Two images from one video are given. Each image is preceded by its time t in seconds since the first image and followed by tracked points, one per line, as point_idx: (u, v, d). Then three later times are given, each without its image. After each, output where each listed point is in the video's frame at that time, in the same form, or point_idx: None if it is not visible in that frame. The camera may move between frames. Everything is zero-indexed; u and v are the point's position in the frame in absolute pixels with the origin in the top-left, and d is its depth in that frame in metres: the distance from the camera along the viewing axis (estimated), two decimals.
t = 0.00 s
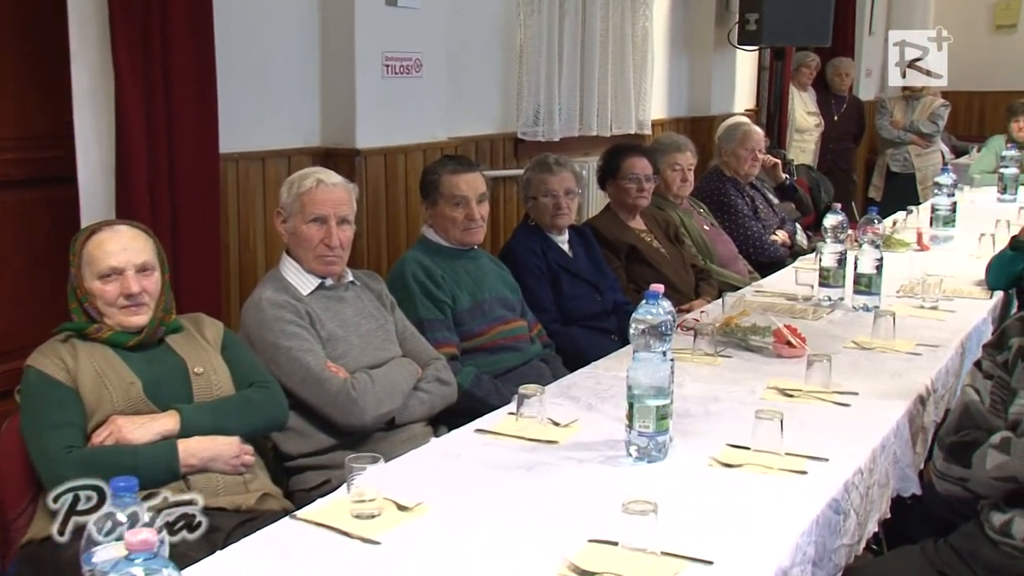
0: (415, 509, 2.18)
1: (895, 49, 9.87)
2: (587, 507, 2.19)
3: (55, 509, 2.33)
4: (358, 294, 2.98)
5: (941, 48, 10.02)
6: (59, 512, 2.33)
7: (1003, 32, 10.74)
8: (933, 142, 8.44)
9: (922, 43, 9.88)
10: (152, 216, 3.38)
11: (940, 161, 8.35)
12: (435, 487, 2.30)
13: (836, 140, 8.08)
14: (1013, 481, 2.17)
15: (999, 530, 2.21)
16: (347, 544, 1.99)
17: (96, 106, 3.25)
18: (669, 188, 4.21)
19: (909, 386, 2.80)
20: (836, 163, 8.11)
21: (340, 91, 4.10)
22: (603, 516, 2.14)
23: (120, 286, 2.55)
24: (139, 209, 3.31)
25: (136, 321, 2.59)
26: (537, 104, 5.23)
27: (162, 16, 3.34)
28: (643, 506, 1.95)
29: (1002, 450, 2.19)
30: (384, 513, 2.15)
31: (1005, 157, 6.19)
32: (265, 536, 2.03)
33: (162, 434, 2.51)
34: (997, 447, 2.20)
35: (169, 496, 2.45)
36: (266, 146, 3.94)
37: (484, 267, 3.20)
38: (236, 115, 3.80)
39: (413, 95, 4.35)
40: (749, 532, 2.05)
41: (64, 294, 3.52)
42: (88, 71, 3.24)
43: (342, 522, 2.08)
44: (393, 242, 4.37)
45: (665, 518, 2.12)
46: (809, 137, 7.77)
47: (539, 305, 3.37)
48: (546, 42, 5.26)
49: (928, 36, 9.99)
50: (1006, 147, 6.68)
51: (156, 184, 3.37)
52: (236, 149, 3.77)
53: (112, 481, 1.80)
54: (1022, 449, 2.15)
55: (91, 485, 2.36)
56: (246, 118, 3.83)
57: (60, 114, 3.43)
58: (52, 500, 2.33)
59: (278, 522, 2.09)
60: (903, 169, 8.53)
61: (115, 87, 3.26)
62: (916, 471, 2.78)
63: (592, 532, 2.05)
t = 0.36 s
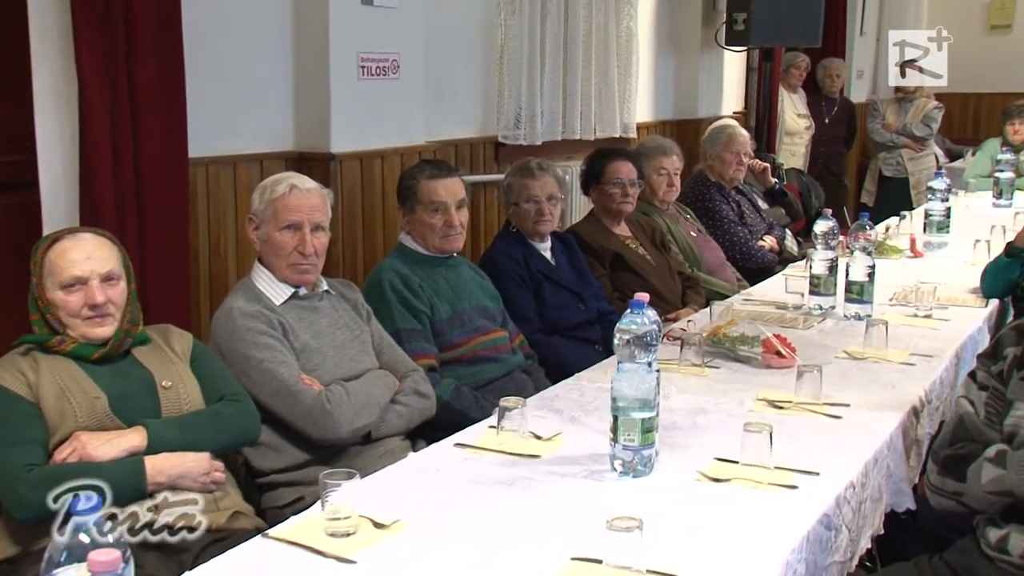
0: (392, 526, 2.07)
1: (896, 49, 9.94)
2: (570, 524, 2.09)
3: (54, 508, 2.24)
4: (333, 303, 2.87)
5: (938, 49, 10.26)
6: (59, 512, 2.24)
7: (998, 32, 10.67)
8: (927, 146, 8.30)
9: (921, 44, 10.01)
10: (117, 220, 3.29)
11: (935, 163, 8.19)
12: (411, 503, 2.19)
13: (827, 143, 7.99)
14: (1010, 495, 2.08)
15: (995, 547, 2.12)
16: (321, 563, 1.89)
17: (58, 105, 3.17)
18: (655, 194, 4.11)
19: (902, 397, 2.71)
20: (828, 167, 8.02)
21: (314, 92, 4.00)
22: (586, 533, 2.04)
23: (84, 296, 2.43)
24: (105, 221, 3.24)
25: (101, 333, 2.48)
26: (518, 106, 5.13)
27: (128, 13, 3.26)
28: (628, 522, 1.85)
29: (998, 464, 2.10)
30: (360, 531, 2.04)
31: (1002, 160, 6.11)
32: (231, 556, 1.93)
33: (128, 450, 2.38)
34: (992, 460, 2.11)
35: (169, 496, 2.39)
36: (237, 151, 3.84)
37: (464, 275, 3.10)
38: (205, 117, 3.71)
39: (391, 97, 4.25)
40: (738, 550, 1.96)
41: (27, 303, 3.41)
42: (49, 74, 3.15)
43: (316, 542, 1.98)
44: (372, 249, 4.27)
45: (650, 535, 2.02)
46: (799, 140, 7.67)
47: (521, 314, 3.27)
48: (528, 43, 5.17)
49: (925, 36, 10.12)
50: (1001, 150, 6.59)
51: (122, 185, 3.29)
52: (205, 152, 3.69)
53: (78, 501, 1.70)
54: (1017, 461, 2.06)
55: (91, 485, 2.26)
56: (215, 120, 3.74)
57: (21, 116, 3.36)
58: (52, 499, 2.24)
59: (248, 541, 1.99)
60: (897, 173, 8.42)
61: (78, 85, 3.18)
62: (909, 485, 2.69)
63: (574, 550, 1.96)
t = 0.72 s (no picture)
0: (372, 546, 1.96)
1: (896, 49, 9.91)
2: (555, 544, 1.99)
3: (54, 509, 2.16)
4: (311, 315, 2.77)
5: (939, 50, 10.28)
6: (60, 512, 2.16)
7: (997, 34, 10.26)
8: (926, 152, 8.22)
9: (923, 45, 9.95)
10: (85, 228, 3.18)
11: (933, 169, 8.11)
12: (391, 521, 2.09)
13: (820, 148, 7.91)
14: (1009, 512, 2.02)
15: (995, 565, 2.06)
16: None
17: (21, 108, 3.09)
18: (643, 201, 4.02)
19: (900, 411, 2.61)
20: (822, 173, 7.93)
21: (291, 94, 3.90)
22: (571, 553, 1.94)
23: (50, 309, 2.31)
24: (71, 228, 3.13)
25: (68, 347, 2.35)
26: (502, 111, 5.03)
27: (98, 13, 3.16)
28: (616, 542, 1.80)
29: (997, 479, 2.03)
30: (338, 552, 1.93)
31: (1001, 166, 6.01)
32: None
33: (94, 470, 2.25)
34: (992, 475, 2.04)
35: (169, 496, 2.31)
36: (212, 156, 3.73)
37: (446, 285, 3.00)
38: (180, 122, 3.60)
39: (371, 101, 4.15)
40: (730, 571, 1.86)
41: None
42: (10, 78, 3.08)
43: (292, 563, 1.87)
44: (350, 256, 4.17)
45: (639, 555, 1.92)
46: (792, 145, 7.56)
47: (505, 326, 3.17)
48: (513, 45, 5.07)
49: (926, 36, 10.24)
50: (1000, 156, 6.49)
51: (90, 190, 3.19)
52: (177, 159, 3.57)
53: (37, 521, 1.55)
54: (1017, 477, 2.00)
55: (93, 485, 2.20)
56: (190, 124, 3.63)
57: None
58: (53, 499, 2.15)
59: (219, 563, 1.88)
60: (893, 180, 8.34)
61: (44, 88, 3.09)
62: (907, 502, 2.60)
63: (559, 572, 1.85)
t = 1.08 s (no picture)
0: (353, 568, 1.86)
1: (896, 49, 9.87)
2: (542, 565, 1.89)
3: (55, 510, 2.12)
4: (289, 327, 2.67)
5: (939, 50, 10.19)
6: (60, 512, 2.12)
7: (998, 36, 10.09)
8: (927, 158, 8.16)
9: (922, 46, 9.97)
10: (54, 234, 3.08)
11: (933, 176, 8.05)
12: (371, 542, 1.99)
13: (817, 154, 7.84)
14: (1012, 529, 2.01)
15: None
16: None
17: None
18: (634, 209, 3.93)
19: (899, 425, 2.52)
20: (819, 179, 7.85)
21: (270, 97, 3.79)
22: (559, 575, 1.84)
23: (15, 322, 2.21)
24: (39, 233, 3.02)
25: (34, 361, 2.25)
26: (488, 117, 4.94)
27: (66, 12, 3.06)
28: (605, 562, 1.71)
29: (998, 496, 2.03)
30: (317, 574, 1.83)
31: (1003, 173, 5.93)
32: None
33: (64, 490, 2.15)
34: (993, 492, 2.04)
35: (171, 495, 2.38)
36: (188, 163, 3.62)
37: (429, 296, 2.91)
38: (155, 126, 3.49)
39: (353, 105, 4.04)
40: None
41: None
42: None
43: None
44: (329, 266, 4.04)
45: None
46: (787, 151, 7.50)
47: (490, 338, 3.07)
48: (499, 48, 4.97)
49: (926, 36, 10.13)
50: (1002, 162, 6.38)
51: (58, 196, 3.08)
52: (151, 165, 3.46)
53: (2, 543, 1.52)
54: (1018, 494, 1.99)
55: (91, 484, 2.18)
56: (165, 128, 3.53)
57: None
58: (52, 499, 2.13)
59: None
60: (893, 187, 8.25)
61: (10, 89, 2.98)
62: (907, 520, 2.50)
63: None
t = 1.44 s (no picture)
0: None
1: (896, 49, 9.77)
2: None
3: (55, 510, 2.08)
4: (268, 339, 2.56)
5: (939, 50, 10.10)
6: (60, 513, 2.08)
7: (1002, 38, 9.97)
8: (927, 163, 7.97)
9: (922, 46, 9.90)
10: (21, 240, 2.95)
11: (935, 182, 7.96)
12: (349, 564, 1.89)
13: (816, 159, 7.73)
14: (1017, 548, 1.94)
15: None
16: None
17: None
18: (626, 216, 3.84)
19: (900, 441, 2.43)
20: (817, 186, 7.74)
21: (249, 100, 3.67)
22: None
23: None
24: (6, 239, 2.88)
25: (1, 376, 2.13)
26: (474, 123, 4.83)
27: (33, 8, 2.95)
28: None
29: (1003, 513, 1.96)
30: None
31: (1006, 179, 5.83)
32: None
33: (30, 510, 2.05)
34: (998, 509, 1.97)
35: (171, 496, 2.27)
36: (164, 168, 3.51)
37: (413, 306, 2.81)
38: (128, 129, 3.38)
39: (334, 108, 3.93)
40: None
41: None
42: None
43: None
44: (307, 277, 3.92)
45: None
46: (785, 157, 7.37)
47: (477, 351, 2.98)
48: (485, 51, 4.87)
49: (926, 35, 10.07)
50: (1005, 167, 6.27)
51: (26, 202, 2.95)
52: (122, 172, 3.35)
53: None
54: None
55: (92, 484, 2.14)
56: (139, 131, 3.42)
57: None
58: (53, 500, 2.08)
59: None
60: (894, 194, 8.13)
61: None
62: (909, 540, 2.41)
63: None
